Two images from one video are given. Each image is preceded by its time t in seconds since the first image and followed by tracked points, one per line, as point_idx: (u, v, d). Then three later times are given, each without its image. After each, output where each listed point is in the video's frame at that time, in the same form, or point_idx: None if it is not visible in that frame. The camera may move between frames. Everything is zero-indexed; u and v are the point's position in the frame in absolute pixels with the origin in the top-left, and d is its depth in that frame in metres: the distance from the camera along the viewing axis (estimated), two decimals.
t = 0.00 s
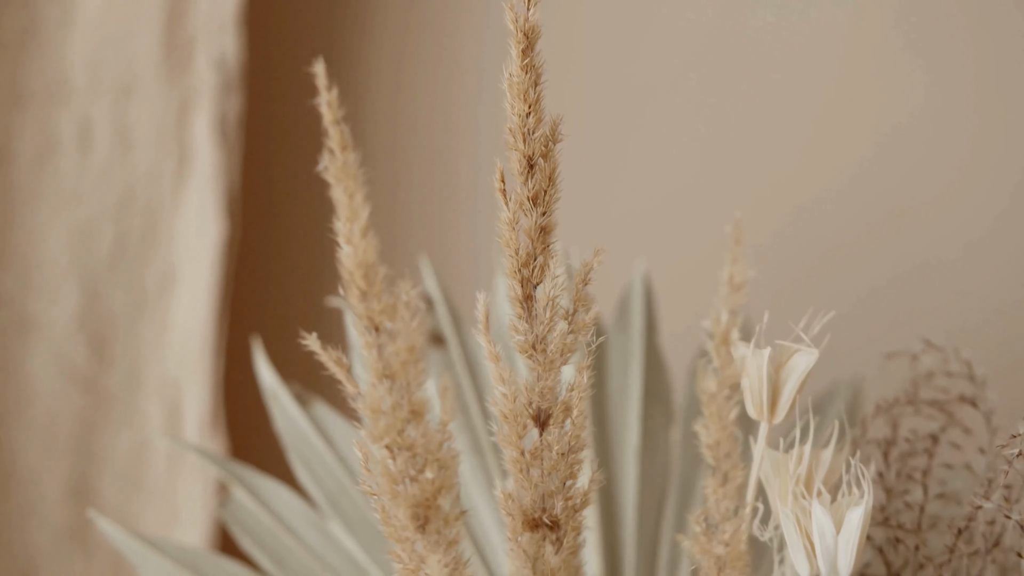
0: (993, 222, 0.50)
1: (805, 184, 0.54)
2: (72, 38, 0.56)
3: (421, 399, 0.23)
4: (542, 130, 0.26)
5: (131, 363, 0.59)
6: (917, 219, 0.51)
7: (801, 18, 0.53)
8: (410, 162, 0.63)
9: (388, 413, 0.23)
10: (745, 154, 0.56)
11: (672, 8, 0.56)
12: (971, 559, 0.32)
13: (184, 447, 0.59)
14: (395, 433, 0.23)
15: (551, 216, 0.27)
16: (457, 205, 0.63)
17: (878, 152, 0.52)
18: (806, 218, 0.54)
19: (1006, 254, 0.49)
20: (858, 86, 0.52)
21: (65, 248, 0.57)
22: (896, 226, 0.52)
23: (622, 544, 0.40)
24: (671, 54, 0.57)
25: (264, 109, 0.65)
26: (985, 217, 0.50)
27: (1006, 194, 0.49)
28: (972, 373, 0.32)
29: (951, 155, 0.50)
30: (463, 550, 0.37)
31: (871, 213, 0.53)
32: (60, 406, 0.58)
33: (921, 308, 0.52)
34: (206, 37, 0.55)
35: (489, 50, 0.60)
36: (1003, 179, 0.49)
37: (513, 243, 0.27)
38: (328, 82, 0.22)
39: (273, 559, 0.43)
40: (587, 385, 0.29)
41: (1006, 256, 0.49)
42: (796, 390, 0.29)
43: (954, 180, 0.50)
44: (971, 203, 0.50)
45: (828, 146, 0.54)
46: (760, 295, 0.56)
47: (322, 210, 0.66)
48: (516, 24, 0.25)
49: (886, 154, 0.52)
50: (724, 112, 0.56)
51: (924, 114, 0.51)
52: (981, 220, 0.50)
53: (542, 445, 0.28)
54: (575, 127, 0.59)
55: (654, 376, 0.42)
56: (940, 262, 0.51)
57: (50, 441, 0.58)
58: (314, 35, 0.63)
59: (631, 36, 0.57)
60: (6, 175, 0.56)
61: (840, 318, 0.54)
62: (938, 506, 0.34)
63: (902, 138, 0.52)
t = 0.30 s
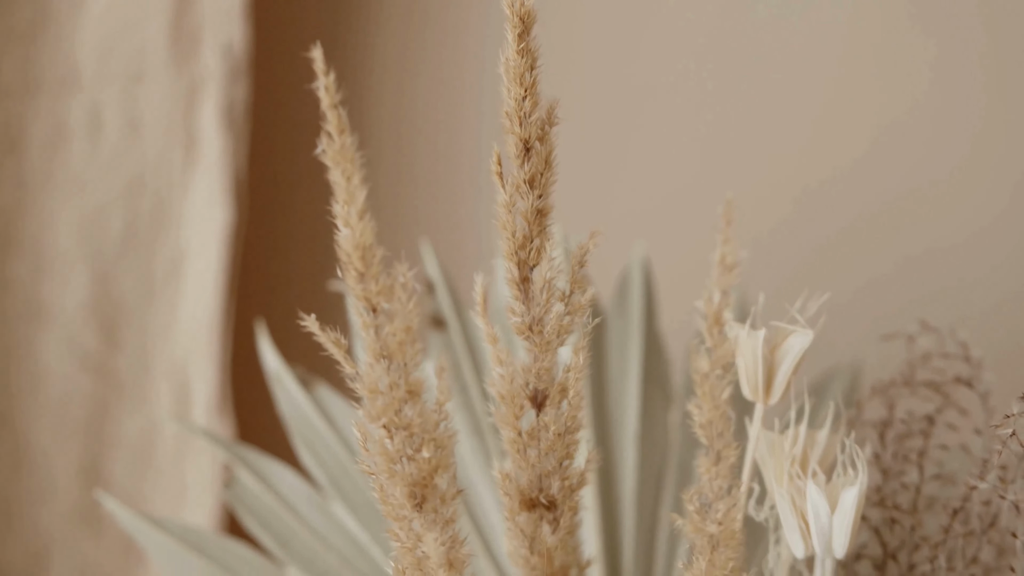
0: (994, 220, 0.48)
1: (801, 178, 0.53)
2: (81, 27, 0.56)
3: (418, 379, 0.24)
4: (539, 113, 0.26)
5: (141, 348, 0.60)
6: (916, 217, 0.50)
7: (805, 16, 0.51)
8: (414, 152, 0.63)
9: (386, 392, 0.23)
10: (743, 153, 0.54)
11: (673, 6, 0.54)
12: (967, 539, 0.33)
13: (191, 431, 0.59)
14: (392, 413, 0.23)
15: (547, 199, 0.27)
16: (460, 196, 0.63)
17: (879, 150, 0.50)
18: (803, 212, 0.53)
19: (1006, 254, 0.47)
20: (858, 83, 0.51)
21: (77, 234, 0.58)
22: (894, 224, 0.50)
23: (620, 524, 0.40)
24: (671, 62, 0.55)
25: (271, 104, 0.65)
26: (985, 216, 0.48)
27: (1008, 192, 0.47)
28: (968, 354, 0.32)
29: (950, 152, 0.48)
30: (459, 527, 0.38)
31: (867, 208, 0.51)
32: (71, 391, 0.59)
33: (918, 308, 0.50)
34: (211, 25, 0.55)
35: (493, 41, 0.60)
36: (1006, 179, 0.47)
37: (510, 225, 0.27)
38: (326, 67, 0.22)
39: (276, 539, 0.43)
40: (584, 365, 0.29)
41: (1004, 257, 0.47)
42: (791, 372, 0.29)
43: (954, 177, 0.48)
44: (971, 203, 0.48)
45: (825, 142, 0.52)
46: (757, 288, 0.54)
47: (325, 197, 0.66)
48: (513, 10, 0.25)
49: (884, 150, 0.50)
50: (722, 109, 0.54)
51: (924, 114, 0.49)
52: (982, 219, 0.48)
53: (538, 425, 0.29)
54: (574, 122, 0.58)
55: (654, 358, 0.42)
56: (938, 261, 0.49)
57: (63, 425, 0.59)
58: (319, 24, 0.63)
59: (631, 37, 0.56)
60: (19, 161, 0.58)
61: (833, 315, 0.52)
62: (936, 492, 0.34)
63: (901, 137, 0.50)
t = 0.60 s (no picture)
0: (994, 209, 0.48)
1: (800, 169, 0.52)
2: (88, 16, 0.56)
3: (415, 360, 0.24)
4: (536, 98, 0.26)
5: (148, 335, 0.60)
6: (916, 208, 0.50)
7: (801, 22, 0.51)
8: (416, 139, 0.63)
9: (382, 373, 0.23)
10: (745, 142, 0.54)
11: None
12: (964, 521, 0.33)
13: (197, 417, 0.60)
14: (389, 394, 0.23)
15: (544, 182, 0.27)
16: (463, 185, 0.63)
17: (876, 149, 0.50)
18: (803, 203, 0.52)
19: (1004, 245, 0.48)
20: (856, 79, 0.51)
21: (85, 222, 0.58)
22: (893, 215, 0.50)
23: (619, 507, 0.41)
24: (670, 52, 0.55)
25: (276, 94, 0.65)
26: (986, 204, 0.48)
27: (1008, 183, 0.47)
28: (965, 336, 0.32)
29: (950, 143, 0.48)
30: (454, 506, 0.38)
31: (866, 199, 0.51)
32: (80, 377, 0.60)
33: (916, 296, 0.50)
34: (218, 14, 0.55)
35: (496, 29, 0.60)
36: (1005, 172, 0.47)
37: (507, 209, 0.28)
38: (324, 53, 0.22)
39: (279, 522, 0.44)
40: (580, 347, 0.29)
41: (1000, 246, 0.48)
42: (787, 353, 0.30)
43: (954, 167, 0.48)
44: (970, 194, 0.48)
45: (824, 134, 0.52)
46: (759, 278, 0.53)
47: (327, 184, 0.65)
48: None
49: (883, 142, 0.50)
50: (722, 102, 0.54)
51: (927, 103, 0.49)
52: (981, 208, 0.48)
53: (535, 408, 0.29)
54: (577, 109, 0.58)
55: (653, 342, 0.42)
56: (937, 251, 0.49)
57: (71, 412, 0.60)
58: (323, 13, 0.63)
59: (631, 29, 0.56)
60: (28, 151, 0.58)
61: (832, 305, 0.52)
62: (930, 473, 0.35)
63: (898, 136, 0.50)
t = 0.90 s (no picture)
0: (994, 197, 0.47)
1: (801, 158, 0.52)
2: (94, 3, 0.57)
3: (412, 338, 0.23)
4: (531, 79, 0.26)
5: (156, 321, 0.61)
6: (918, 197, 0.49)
7: (801, 22, 0.51)
8: (421, 129, 0.64)
9: (380, 352, 0.22)
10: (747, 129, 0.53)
11: None
12: (958, 499, 0.33)
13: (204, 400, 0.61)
14: (387, 373, 0.22)
15: (540, 163, 0.27)
16: (466, 174, 0.63)
17: (876, 148, 0.50)
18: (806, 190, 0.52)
19: (1005, 236, 0.47)
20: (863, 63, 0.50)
21: (93, 209, 0.59)
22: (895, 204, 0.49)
23: (617, 486, 0.41)
24: (669, 50, 0.55)
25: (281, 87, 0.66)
26: (987, 191, 0.47)
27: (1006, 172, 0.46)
28: (960, 315, 0.32)
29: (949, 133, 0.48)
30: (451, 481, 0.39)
31: (870, 185, 0.50)
32: (89, 361, 0.60)
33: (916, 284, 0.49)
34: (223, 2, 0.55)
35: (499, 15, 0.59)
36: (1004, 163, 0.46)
37: (503, 189, 0.27)
38: (322, 35, 0.21)
39: (283, 503, 0.44)
40: (576, 327, 0.29)
41: (1001, 238, 0.47)
42: (782, 332, 0.30)
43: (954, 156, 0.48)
44: (971, 184, 0.47)
45: (824, 123, 0.51)
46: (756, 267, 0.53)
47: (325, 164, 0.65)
48: None
49: (884, 133, 0.49)
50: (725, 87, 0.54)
51: (935, 88, 0.48)
52: (981, 198, 0.47)
53: (531, 387, 0.29)
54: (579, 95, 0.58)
55: (653, 322, 0.43)
56: (938, 242, 0.49)
57: (82, 395, 0.61)
58: None
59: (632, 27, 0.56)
60: (36, 138, 0.58)
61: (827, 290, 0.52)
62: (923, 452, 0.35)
63: (898, 135, 0.49)
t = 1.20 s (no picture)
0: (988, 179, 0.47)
1: (799, 144, 0.51)
2: None
3: (410, 318, 0.22)
4: (527, 63, 0.26)
5: (160, 308, 0.62)
6: (914, 180, 0.49)
7: (801, 22, 0.50)
8: (424, 117, 0.64)
9: (377, 333, 0.21)
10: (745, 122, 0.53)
11: None
12: (947, 476, 0.34)
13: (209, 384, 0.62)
14: (385, 353, 0.21)
15: (536, 145, 0.27)
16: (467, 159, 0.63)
17: (877, 150, 0.50)
18: (803, 175, 0.52)
19: (998, 219, 0.47)
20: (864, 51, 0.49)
21: (97, 196, 0.59)
22: (893, 189, 0.49)
23: (617, 467, 0.41)
24: (669, 50, 0.54)
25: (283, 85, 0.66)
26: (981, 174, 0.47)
27: (1001, 156, 0.47)
28: (949, 295, 0.33)
29: (944, 116, 0.48)
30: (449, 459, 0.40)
31: (867, 171, 0.50)
32: (94, 346, 0.61)
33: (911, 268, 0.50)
34: None
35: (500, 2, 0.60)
36: (995, 147, 0.47)
37: (500, 172, 0.27)
38: (318, 19, 0.21)
39: (284, 484, 0.45)
40: (572, 307, 0.29)
41: (995, 222, 0.47)
42: (774, 312, 0.31)
43: (949, 140, 0.48)
44: (966, 168, 0.47)
45: (824, 111, 0.51)
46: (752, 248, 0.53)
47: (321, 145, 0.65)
48: None
49: (883, 120, 0.49)
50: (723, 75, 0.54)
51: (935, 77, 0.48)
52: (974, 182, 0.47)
53: (529, 366, 0.28)
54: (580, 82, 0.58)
55: (651, 304, 0.43)
56: (933, 227, 0.49)
57: (88, 380, 0.61)
58: None
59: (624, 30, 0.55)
60: (39, 126, 0.58)
61: (813, 269, 0.52)
62: (911, 430, 0.36)
63: (898, 137, 0.49)
